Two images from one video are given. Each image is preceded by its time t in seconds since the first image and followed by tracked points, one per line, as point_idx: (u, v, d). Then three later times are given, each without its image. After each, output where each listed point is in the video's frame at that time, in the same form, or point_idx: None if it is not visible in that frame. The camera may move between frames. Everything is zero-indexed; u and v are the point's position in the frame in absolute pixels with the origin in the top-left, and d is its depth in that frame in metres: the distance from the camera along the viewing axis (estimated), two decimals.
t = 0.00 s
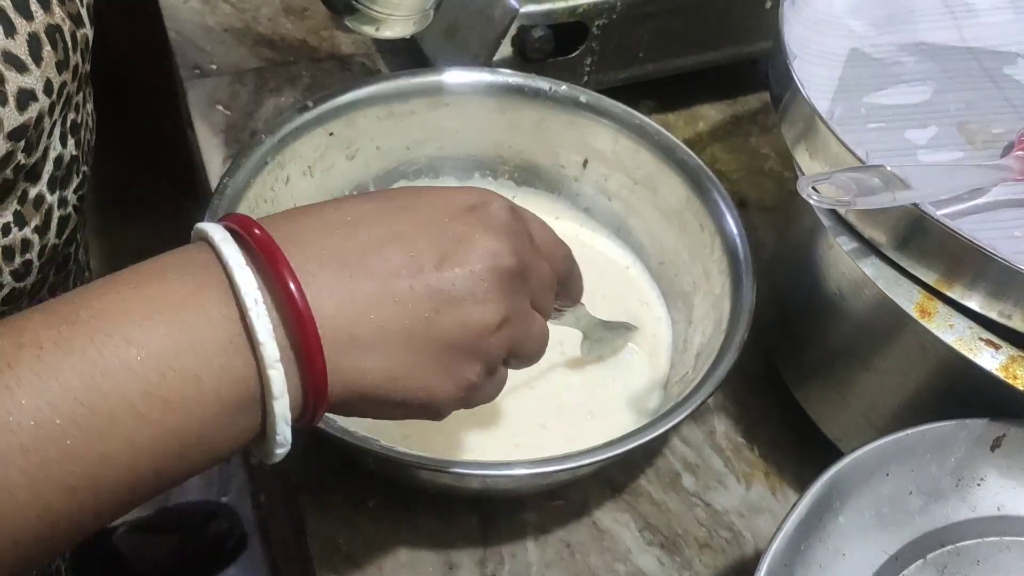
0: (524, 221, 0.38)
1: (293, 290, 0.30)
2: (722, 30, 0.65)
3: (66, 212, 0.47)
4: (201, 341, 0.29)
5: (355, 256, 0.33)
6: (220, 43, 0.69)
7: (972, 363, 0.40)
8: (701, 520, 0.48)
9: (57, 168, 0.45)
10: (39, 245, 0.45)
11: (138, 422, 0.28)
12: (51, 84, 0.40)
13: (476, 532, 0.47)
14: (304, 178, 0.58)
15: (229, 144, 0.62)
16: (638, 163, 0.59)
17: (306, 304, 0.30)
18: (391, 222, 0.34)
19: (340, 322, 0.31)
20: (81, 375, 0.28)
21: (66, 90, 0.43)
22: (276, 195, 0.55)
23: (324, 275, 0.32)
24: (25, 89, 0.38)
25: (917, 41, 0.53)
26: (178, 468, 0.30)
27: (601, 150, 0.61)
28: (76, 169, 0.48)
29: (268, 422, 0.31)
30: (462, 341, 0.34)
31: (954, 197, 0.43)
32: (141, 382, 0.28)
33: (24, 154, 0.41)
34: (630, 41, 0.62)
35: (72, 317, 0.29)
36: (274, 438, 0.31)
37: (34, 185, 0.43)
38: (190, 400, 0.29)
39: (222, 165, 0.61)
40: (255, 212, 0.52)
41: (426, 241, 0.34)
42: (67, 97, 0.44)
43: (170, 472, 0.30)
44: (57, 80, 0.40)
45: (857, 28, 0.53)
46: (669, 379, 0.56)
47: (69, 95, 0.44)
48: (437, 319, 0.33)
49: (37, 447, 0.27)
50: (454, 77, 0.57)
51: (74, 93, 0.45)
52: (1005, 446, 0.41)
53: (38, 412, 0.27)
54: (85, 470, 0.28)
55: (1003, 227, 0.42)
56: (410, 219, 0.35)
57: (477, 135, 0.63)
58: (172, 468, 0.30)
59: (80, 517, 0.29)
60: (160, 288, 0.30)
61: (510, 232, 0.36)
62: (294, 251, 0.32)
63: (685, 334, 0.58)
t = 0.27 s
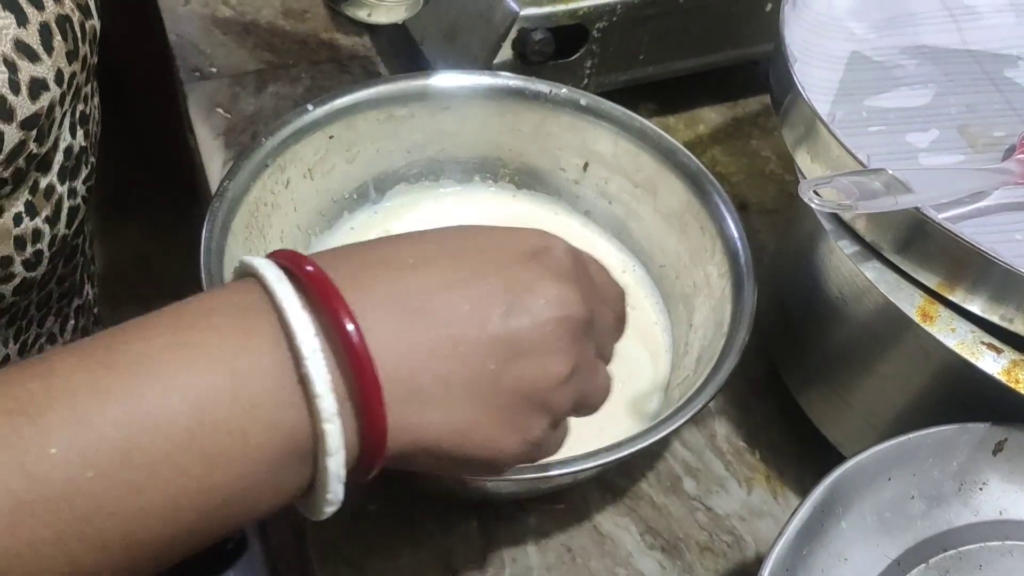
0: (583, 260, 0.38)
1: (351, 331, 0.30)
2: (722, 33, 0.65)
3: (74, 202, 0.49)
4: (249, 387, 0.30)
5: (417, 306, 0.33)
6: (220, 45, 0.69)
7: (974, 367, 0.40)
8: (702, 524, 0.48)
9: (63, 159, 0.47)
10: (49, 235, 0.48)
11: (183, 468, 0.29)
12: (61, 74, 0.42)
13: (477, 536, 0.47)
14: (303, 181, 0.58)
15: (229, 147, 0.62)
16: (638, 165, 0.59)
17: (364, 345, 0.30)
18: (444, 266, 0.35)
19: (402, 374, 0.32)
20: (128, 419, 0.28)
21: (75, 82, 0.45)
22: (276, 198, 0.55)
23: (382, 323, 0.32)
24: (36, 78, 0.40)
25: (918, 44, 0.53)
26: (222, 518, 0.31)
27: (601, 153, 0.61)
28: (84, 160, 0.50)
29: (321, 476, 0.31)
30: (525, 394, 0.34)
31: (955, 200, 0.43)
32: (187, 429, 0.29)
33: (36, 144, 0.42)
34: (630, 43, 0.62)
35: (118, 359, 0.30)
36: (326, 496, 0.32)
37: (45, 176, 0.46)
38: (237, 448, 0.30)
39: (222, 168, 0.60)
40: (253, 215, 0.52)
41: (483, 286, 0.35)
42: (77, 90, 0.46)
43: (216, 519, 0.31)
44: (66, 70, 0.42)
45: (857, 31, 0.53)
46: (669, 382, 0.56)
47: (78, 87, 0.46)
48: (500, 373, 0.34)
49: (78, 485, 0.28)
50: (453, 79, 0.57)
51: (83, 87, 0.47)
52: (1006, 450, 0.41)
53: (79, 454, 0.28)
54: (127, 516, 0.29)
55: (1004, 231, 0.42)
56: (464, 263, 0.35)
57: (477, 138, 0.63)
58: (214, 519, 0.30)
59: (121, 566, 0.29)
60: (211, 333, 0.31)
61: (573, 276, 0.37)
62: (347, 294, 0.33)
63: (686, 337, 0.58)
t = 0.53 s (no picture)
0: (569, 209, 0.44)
1: (411, 273, 0.35)
2: (722, 33, 0.65)
3: (68, 199, 0.49)
4: (327, 330, 0.34)
5: (451, 254, 0.38)
6: (218, 46, 0.68)
7: (975, 370, 0.39)
8: (702, 527, 0.48)
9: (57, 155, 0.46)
10: (43, 233, 0.47)
11: (277, 403, 0.32)
12: (55, 69, 0.42)
13: (476, 540, 0.47)
14: (301, 183, 0.58)
15: (226, 148, 0.62)
16: (637, 167, 0.58)
17: (424, 287, 0.35)
18: (467, 217, 0.40)
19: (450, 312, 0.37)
20: (227, 360, 0.32)
21: (71, 77, 0.45)
22: (273, 200, 0.55)
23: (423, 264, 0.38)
24: (30, 72, 0.40)
25: (918, 45, 0.53)
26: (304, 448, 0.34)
27: (600, 155, 0.60)
28: (79, 157, 0.50)
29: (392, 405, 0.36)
30: (543, 321, 0.40)
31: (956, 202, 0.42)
32: (261, 374, 0.32)
33: (30, 140, 0.42)
34: (630, 44, 0.62)
35: (208, 307, 0.33)
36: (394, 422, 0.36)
37: (39, 173, 0.45)
38: (323, 384, 0.33)
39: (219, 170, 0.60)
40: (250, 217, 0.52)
41: (504, 233, 0.40)
42: (73, 85, 0.46)
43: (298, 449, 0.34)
44: (60, 65, 0.42)
45: (858, 32, 0.53)
46: (669, 384, 0.56)
47: (74, 83, 0.45)
48: (522, 301, 0.39)
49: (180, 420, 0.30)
50: (453, 80, 0.57)
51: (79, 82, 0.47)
52: (1008, 454, 0.40)
53: (192, 385, 0.31)
54: (230, 445, 0.31)
55: (1005, 233, 0.42)
56: (486, 211, 0.41)
57: (477, 140, 0.63)
58: (298, 450, 0.34)
59: (218, 499, 0.32)
60: (286, 282, 0.34)
61: (561, 215, 0.42)
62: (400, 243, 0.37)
63: (685, 340, 0.57)
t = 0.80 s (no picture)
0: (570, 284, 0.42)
1: (398, 344, 0.33)
2: (723, 34, 0.64)
3: (73, 192, 0.49)
4: (277, 409, 0.31)
5: (450, 332, 0.36)
6: (218, 47, 0.68)
7: (978, 371, 0.39)
8: (704, 530, 0.48)
9: (63, 147, 0.46)
10: (49, 227, 0.47)
11: (216, 493, 0.29)
12: (62, 62, 0.42)
13: (477, 542, 0.47)
14: (302, 185, 0.57)
15: (226, 150, 0.61)
16: (639, 168, 0.58)
17: (413, 359, 0.33)
18: (463, 288, 0.38)
19: (444, 400, 0.35)
20: (157, 444, 0.29)
21: (75, 70, 0.44)
22: (274, 201, 0.55)
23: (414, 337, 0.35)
24: (38, 66, 0.40)
25: (920, 46, 0.53)
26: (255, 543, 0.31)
27: (601, 155, 0.60)
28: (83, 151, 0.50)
29: (365, 497, 0.32)
30: (557, 410, 0.37)
31: (959, 203, 0.42)
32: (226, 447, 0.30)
33: (37, 132, 0.42)
34: (630, 45, 0.62)
35: (136, 385, 0.30)
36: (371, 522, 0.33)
37: (46, 167, 0.45)
38: (271, 471, 0.30)
39: (220, 171, 0.60)
40: (251, 218, 0.52)
41: (506, 304, 0.38)
42: (77, 78, 0.45)
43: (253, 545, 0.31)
44: (66, 58, 0.42)
45: (860, 32, 0.53)
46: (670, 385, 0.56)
47: (78, 75, 0.45)
48: (540, 379, 0.37)
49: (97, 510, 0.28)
50: (453, 81, 0.57)
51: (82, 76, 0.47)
52: (1010, 455, 0.40)
53: (101, 483, 0.28)
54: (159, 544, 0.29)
55: (1009, 234, 0.42)
56: (488, 284, 0.38)
57: (477, 142, 0.63)
58: (250, 545, 0.30)
59: None
60: (233, 354, 0.31)
61: (566, 289, 0.41)
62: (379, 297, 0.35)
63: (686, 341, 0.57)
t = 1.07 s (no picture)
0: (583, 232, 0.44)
1: (426, 296, 0.35)
2: (725, 34, 0.65)
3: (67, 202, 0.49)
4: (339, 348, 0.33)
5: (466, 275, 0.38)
6: (221, 47, 0.68)
7: (980, 370, 0.40)
8: (706, 529, 0.48)
9: (57, 159, 0.46)
10: (41, 237, 0.47)
11: (285, 425, 0.32)
12: (57, 73, 0.42)
13: (479, 541, 0.47)
14: (305, 184, 0.58)
15: (228, 150, 0.61)
16: (641, 167, 0.58)
17: (442, 311, 0.35)
18: (483, 236, 0.40)
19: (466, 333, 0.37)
20: (238, 380, 0.31)
21: (71, 82, 0.44)
22: (277, 201, 0.55)
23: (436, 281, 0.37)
24: (31, 76, 0.40)
25: (923, 46, 0.53)
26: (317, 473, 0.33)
27: (603, 155, 0.60)
28: (78, 159, 0.49)
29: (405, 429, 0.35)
30: (564, 342, 0.40)
31: (963, 202, 0.42)
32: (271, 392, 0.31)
33: (30, 143, 0.42)
34: (633, 45, 0.62)
35: (212, 330, 0.32)
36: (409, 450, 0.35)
37: (39, 177, 0.45)
38: (334, 405, 0.33)
39: (222, 171, 0.60)
40: (255, 217, 0.52)
41: (520, 250, 0.40)
42: (73, 90, 0.46)
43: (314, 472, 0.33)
44: (61, 69, 0.42)
45: (862, 32, 0.53)
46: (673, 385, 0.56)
47: (74, 87, 0.45)
48: (541, 317, 0.39)
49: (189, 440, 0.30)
50: (455, 80, 0.57)
51: (78, 88, 0.47)
52: (1013, 454, 0.40)
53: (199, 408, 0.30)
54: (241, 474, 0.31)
55: (1012, 233, 0.42)
56: (495, 229, 0.41)
57: (480, 141, 0.63)
58: (307, 471, 0.32)
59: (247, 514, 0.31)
60: (298, 303, 0.34)
61: (574, 233, 0.43)
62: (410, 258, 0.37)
63: (690, 342, 0.57)
